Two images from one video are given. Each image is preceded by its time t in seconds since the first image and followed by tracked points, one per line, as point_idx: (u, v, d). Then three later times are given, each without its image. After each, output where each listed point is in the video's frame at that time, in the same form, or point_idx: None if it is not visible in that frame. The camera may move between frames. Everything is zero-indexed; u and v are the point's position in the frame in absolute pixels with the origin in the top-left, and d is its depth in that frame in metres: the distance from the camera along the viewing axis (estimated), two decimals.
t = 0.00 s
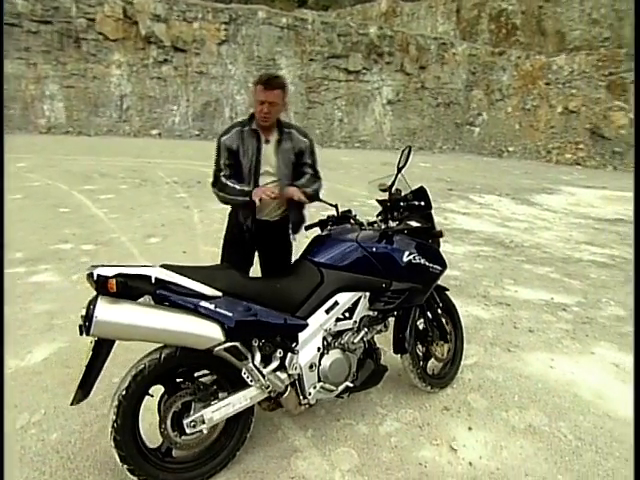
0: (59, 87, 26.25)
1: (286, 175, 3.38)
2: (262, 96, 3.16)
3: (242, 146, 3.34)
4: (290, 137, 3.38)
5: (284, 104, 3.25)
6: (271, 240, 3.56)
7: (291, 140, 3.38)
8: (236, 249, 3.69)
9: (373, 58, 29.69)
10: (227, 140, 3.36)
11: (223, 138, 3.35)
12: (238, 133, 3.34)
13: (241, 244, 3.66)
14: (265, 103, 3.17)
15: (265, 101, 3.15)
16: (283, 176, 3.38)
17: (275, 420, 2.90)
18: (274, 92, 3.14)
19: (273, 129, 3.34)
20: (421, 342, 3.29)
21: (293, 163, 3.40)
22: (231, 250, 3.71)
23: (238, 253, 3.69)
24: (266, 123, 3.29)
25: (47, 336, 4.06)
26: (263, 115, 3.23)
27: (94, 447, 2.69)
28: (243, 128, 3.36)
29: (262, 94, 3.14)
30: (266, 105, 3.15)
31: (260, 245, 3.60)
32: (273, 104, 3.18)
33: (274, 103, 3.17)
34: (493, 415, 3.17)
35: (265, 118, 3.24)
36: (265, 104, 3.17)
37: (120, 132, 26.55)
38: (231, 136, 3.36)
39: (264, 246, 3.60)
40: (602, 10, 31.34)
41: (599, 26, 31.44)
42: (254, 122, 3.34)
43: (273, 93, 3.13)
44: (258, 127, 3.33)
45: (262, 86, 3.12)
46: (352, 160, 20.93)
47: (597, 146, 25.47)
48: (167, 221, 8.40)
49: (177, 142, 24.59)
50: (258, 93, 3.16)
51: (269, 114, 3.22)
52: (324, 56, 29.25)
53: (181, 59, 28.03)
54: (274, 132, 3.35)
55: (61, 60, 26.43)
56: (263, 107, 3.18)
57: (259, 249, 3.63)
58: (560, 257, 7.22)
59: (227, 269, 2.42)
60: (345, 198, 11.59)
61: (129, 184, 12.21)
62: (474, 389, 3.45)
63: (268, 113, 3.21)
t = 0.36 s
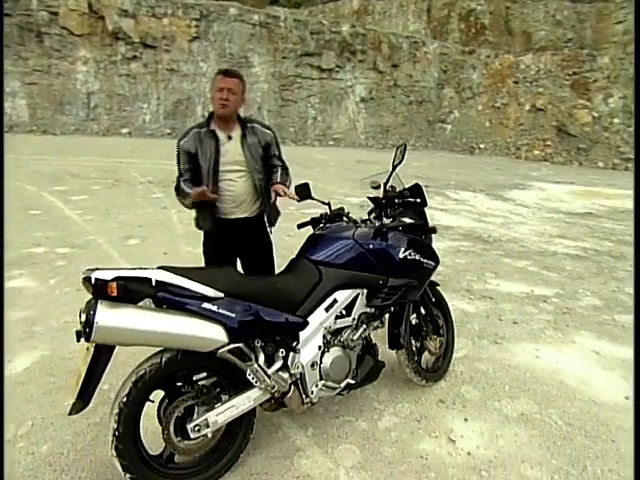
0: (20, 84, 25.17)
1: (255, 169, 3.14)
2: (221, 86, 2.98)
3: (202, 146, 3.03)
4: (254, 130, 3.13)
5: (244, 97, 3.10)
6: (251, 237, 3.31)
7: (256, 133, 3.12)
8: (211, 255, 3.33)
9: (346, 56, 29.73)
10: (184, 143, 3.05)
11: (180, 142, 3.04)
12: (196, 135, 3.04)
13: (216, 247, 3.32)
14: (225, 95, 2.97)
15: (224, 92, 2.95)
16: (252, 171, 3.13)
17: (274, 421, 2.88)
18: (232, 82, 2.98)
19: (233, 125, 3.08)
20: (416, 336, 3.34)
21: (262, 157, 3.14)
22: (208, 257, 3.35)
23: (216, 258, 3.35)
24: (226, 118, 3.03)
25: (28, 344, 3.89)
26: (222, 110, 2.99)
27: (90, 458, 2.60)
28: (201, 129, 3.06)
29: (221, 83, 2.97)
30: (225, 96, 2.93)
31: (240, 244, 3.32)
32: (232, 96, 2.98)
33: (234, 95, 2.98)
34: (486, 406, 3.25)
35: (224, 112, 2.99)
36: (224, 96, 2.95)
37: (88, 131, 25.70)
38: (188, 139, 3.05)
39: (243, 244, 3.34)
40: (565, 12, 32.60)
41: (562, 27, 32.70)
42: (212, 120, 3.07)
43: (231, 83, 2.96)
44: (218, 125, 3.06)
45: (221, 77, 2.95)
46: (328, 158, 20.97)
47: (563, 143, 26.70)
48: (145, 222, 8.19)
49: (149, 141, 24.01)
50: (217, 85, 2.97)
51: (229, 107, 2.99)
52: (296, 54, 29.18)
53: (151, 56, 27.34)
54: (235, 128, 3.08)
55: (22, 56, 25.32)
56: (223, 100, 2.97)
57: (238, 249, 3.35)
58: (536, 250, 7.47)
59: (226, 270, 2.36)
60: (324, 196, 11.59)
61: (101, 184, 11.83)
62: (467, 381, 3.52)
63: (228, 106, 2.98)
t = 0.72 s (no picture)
0: None
1: (249, 168, 3.11)
2: (208, 89, 2.95)
3: (195, 150, 3.00)
4: (245, 130, 3.09)
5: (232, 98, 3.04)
6: (248, 235, 3.31)
7: (248, 133, 3.09)
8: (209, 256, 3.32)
9: (325, 56, 29.78)
10: (178, 148, 3.04)
11: (174, 147, 3.03)
12: (189, 140, 3.02)
13: (214, 248, 3.32)
14: (213, 97, 2.94)
15: (213, 94, 2.92)
16: (246, 170, 3.11)
17: (278, 421, 2.90)
18: (220, 84, 2.96)
19: (224, 127, 3.04)
20: (414, 334, 3.40)
21: (255, 156, 3.13)
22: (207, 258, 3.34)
23: (214, 259, 3.34)
24: (217, 120, 3.00)
25: (16, 350, 3.77)
26: (213, 112, 2.96)
27: (92, 465, 2.56)
28: (193, 133, 3.04)
29: (209, 86, 2.95)
30: (215, 98, 2.90)
31: (237, 244, 3.31)
32: (221, 98, 2.96)
33: (222, 97, 2.96)
34: (482, 400, 3.33)
35: (214, 114, 2.96)
36: (213, 98, 2.93)
37: (62, 130, 24.94)
38: (182, 144, 3.03)
39: (240, 243, 3.32)
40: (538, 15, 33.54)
41: (535, 30, 33.65)
42: (203, 123, 3.04)
43: (219, 84, 2.94)
44: (209, 128, 3.03)
45: (208, 80, 2.93)
46: (309, 157, 21.02)
47: (538, 143, 27.48)
48: (129, 223, 8.04)
49: (126, 140, 23.50)
50: (205, 88, 2.95)
51: (219, 108, 2.97)
52: (276, 53, 29.11)
53: (127, 53, 26.74)
54: (226, 129, 3.05)
55: None
56: (212, 102, 2.94)
57: (236, 249, 3.33)
58: (519, 248, 7.68)
59: (233, 271, 2.36)
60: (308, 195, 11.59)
61: (80, 185, 11.52)
62: (462, 377, 3.61)
63: (218, 108, 2.96)
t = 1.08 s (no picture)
0: None
1: (265, 171, 3.10)
2: (232, 92, 2.97)
3: (214, 149, 3.04)
4: (265, 135, 3.09)
5: (256, 101, 3.05)
6: (255, 237, 3.26)
7: (267, 137, 3.08)
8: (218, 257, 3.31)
9: (305, 58, 29.89)
10: (199, 146, 3.08)
11: (195, 144, 3.08)
12: (210, 139, 3.06)
13: (222, 249, 3.30)
14: (237, 99, 2.96)
15: (236, 96, 2.93)
16: (261, 172, 3.09)
17: (283, 420, 2.93)
18: (243, 86, 2.96)
19: (245, 129, 3.06)
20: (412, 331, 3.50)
21: (271, 160, 3.11)
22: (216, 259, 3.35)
23: (221, 260, 3.32)
24: (238, 122, 3.02)
25: (8, 357, 3.68)
26: (234, 114, 2.98)
27: (100, 470, 2.53)
28: (215, 133, 3.08)
29: (233, 88, 2.96)
30: (237, 101, 2.91)
31: (246, 247, 3.27)
32: (244, 101, 2.96)
33: (246, 100, 2.96)
34: (478, 394, 3.44)
35: (236, 116, 2.98)
36: (236, 100, 2.94)
37: (33, 129, 24.13)
38: (203, 142, 3.08)
39: (248, 246, 3.28)
40: (512, 21, 34.58)
41: (510, 35, 34.54)
42: (225, 124, 3.07)
43: (242, 87, 2.94)
44: (230, 128, 3.06)
45: (232, 81, 2.94)
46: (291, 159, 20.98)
47: (515, 145, 28.19)
48: (114, 225, 7.91)
49: (101, 141, 22.92)
50: (229, 89, 2.96)
51: (241, 110, 2.97)
52: (255, 54, 29.07)
53: (102, 52, 26.23)
54: (246, 131, 3.07)
55: None
56: (235, 103, 2.96)
57: (244, 252, 3.29)
58: (502, 248, 7.91)
59: (243, 272, 2.39)
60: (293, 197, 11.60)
61: (58, 187, 11.23)
62: (458, 372, 3.72)
63: (240, 110, 2.97)
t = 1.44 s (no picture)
0: None
1: (269, 178, 3.11)
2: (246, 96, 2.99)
3: (223, 146, 3.10)
4: (276, 144, 3.10)
5: (270, 109, 3.05)
6: (254, 241, 3.28)
7: (277, 147, 3.10)
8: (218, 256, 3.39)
9: (278, 59, 29.84)
10: (211, 139, 3.15)
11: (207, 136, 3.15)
12: (222, 136, 3.12)
13: (223, 248, 3.36)
14: (249, 104, 2.97)
15: (248, 101, 2.94)
16: (265, 179, 3.11)
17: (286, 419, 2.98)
18: (257, 92, 2.96)
19: (256, 134, 3.08)
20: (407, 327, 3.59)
21: (278, 169, 3.12)
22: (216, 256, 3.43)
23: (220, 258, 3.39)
24: (249, 127, 3.04)
25: None
26: (246, 117, 3.00)
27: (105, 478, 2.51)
28: (228, 132, 3.13)
29: (247, 92, 2.97)
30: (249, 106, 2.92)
31: (244, 248, 3.32)
32: (257, 107, 2.97)
33: (259, 106, 2.96)
34: (470, 385, 3.57)
35: (248, 121, 3.00)
36: (249, 105, 2.96)
37: None
38: (215, 137, 3.14)
39: (247, 248, 3.32)
40: (481, 24, 35.54)
41: (479, 38, 35.49)
42: (239, 126, 3.12)
43: (255, 93, 2.94)
44: (243, 131, 3.09)
45: (246, 86, 2.95)
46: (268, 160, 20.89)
47: (486, 144, 28.91)
48: (93, 230, 7.73)
49: (69, 143, 22.18)
50: (243, 92, 2.98)
51: (253, 116, 2.99)
52: (228, 55, 28.85)
53: (68, 52, 25.45)
54: (258, 137, 3.08)
55: None
56: (247, 108, 2.97)
57: (244, 252, 3.34)
58: (481, 245, 8.18)
59: (247, 273, 2.42)
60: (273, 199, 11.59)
61: (29, 191, 10.85)
62: (449, 365, 3.85)
63: (251, 115, 2.99)
